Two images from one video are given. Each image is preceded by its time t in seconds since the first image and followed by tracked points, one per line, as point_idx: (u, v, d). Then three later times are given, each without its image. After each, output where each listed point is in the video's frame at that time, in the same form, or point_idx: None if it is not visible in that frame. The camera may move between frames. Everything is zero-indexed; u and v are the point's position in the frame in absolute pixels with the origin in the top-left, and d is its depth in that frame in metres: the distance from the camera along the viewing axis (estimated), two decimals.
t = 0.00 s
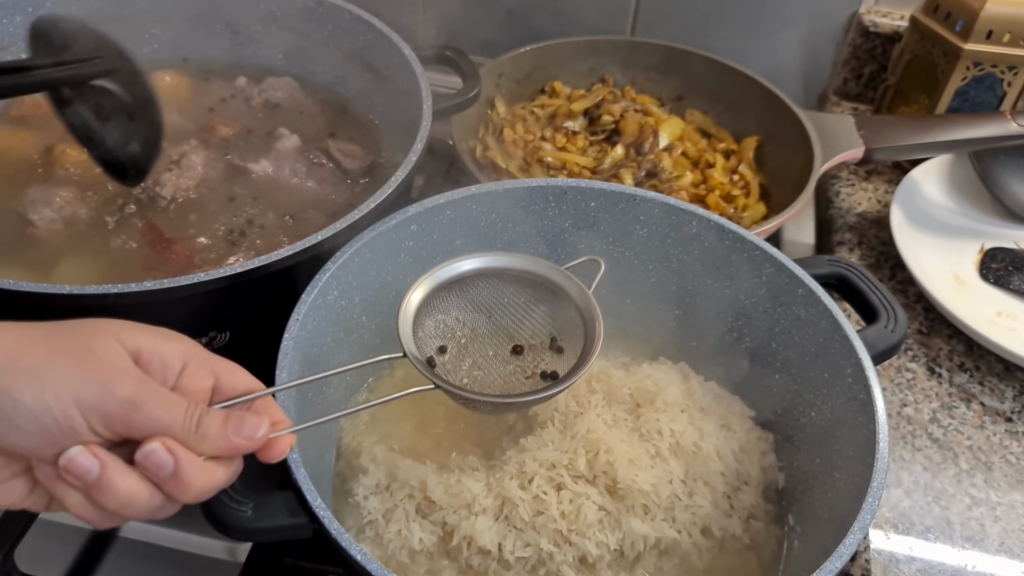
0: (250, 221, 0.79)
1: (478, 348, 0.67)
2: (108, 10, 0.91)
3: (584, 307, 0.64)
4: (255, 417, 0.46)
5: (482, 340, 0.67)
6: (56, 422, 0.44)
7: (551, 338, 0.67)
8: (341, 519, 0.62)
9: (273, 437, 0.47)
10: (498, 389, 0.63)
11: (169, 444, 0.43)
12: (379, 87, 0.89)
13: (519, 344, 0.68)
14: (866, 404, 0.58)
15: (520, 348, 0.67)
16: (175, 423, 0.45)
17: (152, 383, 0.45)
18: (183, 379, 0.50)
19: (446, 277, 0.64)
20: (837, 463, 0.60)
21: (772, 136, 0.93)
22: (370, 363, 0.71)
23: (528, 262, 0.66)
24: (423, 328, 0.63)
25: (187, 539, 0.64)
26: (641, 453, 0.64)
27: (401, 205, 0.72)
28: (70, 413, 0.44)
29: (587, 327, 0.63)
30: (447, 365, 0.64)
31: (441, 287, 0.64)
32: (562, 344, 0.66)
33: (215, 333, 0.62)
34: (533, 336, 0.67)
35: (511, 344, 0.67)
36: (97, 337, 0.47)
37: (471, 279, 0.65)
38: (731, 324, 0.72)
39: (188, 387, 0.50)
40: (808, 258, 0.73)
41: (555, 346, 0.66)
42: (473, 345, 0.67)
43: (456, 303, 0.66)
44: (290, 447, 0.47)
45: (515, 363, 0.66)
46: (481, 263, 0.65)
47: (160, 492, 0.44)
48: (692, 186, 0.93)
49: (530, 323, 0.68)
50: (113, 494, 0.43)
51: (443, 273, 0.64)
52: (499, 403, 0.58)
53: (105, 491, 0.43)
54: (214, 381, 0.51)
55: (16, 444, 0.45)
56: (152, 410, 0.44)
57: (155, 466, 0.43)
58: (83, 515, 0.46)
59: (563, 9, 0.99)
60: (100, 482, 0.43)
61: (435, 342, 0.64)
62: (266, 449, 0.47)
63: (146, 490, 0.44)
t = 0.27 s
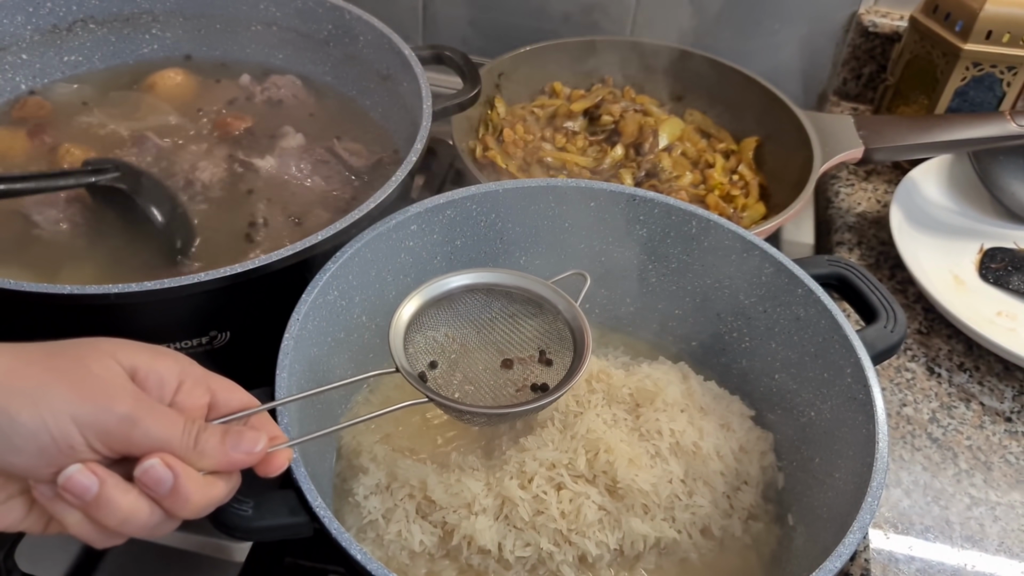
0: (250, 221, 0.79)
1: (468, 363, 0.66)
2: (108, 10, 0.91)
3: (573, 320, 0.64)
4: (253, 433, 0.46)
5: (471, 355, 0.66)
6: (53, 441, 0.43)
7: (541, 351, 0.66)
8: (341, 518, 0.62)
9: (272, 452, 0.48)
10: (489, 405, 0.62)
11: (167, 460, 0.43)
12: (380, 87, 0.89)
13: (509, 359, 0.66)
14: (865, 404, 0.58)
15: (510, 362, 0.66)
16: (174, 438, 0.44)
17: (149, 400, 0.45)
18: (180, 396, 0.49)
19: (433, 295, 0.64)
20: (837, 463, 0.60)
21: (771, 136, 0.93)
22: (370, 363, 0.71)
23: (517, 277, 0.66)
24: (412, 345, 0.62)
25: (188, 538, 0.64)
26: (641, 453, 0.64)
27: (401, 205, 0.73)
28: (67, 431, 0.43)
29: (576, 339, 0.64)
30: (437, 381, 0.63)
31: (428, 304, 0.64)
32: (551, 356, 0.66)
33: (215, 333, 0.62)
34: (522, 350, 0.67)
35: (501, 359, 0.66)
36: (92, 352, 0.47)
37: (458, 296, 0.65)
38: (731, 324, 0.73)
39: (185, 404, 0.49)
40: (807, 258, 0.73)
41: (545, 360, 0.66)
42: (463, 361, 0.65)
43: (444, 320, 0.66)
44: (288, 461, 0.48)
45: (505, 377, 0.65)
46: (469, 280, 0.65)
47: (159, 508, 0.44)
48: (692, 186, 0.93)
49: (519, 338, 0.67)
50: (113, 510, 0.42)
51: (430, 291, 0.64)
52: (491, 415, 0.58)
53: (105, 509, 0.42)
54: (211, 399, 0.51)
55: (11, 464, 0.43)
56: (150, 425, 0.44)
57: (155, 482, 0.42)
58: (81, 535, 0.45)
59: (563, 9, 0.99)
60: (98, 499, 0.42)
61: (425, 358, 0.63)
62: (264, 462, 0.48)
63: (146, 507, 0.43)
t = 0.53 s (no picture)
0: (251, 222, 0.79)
1: (457, 352, 0.66)
2: (109, 10, 0.91)
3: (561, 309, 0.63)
4: (243, 423, 0.46)
5: (460, 345, 0.66)
6: (41, 434, 0.43)
7: (530, 340, 0.66)
8: (341, 518, 0.62)
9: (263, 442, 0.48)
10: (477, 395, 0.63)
11: (157, 451, 0.43)
12: (379, 87, 0.89)
13: (498, 348, 0.67)
14: (865, 404, 0.58)
15: (499, 351, 0.67)
16: (164, 430, 0.44)
17: (139, 391, 0.45)
18: (169, 387, 0.50)
19: (422, 284, 0.63)
20: (836, 462, 0.60)
21: (771, 136, 0.93)
22: (370, 363, 0.71)
23: (505, 267, 0.65)
24: (402, 335, 0.62)
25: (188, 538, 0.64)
26: (640, 453, 0.64)
27: (401, 204, 0.73)
28: (56, 423, 0.43)
29: (565, 328, 0.63)
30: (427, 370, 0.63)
31: (418, 295, 0.63)
32: (540, 345, 0.65)
33: (216, 333, 0.62)
34: (511, 339, 0.67)
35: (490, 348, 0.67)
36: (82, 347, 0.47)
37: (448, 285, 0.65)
38: (731, 324, 0.73)
39: (173, 395, 0.50)
40: (807, 258, 0.73)
41: (533, 348, 0.66)
42: (452, 351, 0.66)
43: (433, 310, 0.65)
44: (278, 450, 0.49)
45: (494, 367, 0.66)
46: (458, 269, 0.65)
47: (149, 499, 0.44)
48: (692, 186, 0.93)
49: (508, 327, 0.67)
50: (104, 503, 0.42)
51: (418, 280, 0.63)
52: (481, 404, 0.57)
53: (95, 502, 0.42)
54: (199, 390, 0.51)
55: None
56: (140, 416, 0.44)
57: (146, 474, 0.42)
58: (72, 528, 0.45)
59: (563, 9, 0.99)
60: (88, 492, 0.42)
61: (415, 348, 0.63)
62: (255, 452, 0.48)
63: (137, 498, 0.43)
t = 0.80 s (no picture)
0: (251, 222, 0.79)
1: (457, 348, 0.66)
2: (108, 11, 0.91)
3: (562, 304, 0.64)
4: (249, 431, 0.46)
5: (461, 340, 0.66)
6: (45, 450, 0.42)
7: (530, 334, 0.67)
8: (340, 518, 0.62)
9: (270, 449, 0.48)
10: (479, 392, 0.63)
11: (163, 464, 0.43)
12: (379, 87, 0.89)
13: (498, 343, 0.67)
14: (865, 404, 0.58)
15: (499, 346, 0.67)
16: (169, 441, 0.44)
17: (141, 401, 0.44)
18: (171, 397, 0.50)
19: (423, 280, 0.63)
20: (836, 463, 0.60)
21: (771, 136, 0.93)
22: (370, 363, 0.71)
23: (503, 262, 0.65)
24: (404, 332, 0.62)
25: (188, 537, 0.64)
26: (640, 453, 0.64)
27: (401, 204, 0.73)
28: (59, 438, 0.42)
29: (566, 322, 0.63)
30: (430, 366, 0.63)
31: (419, 292, 0.63)
32: (540, 340, 0.66)
33: (216, 333, 0.62)
34: (511, 334, 0.67)
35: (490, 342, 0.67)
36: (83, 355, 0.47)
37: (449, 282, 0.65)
38: (731, 324, 0.73)
39: (177, 405, 0.49)
40: (807, 258, 0.73)
41: (534, 342, 0.66)
42: (453, 346, 0.66)
43: (433, 306, 0.65)
44: (286, 457, 0.49)
45: (495, 362, 0.66)
46: (458, 265, 0.64)
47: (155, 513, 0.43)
48: (692, 186, 0.93)
49: (508, 322, 0.68)
50: (111, 519, 0.42)
51: (419, 275, 0.63)
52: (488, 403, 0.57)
53: (103, 518, 0.42)
54: (202, 397, 0.51)
55: None
56: (144, 428, 0.43)
57: (153, 487, 0.42)
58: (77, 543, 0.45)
59: (563, 9, 0.99)
60: (95, 509, 0.42)
61: (416, 344, 0.63)
62: (261, 460, 0.48)
63: (144, 512, 0.43)
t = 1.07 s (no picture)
0: (250, 222, 0.79)
1: (376, 423, 0.63)
2: (108, 11, 0.91)
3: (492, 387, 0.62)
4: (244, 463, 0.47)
5: (379, 418, 0.63)
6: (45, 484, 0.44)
7: (457, 418, 0.63)
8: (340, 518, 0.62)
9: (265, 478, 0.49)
10: (361, 474, 0.58)
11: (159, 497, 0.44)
12: (379, 87, 0.89)
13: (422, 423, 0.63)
14: (864, 404, 0.58)
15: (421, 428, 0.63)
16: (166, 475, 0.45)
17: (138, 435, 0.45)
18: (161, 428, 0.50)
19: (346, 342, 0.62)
20: (836, 463, 0.60)
21: (771, 136, 0.93)
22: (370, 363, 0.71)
23: (441, 331, 0.65)
24: (314, 397, 0.59)
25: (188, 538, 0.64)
26: (641, 453, 0.63)
27: (401, 204, 0.73)
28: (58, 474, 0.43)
29: (492, 409, 0.61)
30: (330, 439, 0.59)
31: (335, 358, 0.61)
32: (468, 427, 0.62)
33: (216, 333, 0.62)
34: (436, 415, 0.64)
35: (413, 421, 0.63)
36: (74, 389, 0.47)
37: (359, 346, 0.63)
38: (730, 324, 0.73)
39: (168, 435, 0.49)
40: (807, 258, 0.73)
41: (459, 429, 0.62)
42: (369, 420, 0.63)
43: (356, 372, 0.63)
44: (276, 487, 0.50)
45: (411, 443, 0.62)
46: (378, 328, 0.64)
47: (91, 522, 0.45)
48: (691, 186, 0.93)
49: (434, 403, 0.64)
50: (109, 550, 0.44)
51: (346, 337, 0.62)
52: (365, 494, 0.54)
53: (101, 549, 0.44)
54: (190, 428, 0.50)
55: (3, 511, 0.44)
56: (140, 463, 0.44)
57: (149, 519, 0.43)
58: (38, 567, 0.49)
59: (563, 9, 0.99)
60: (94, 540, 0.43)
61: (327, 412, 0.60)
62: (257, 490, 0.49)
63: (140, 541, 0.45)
